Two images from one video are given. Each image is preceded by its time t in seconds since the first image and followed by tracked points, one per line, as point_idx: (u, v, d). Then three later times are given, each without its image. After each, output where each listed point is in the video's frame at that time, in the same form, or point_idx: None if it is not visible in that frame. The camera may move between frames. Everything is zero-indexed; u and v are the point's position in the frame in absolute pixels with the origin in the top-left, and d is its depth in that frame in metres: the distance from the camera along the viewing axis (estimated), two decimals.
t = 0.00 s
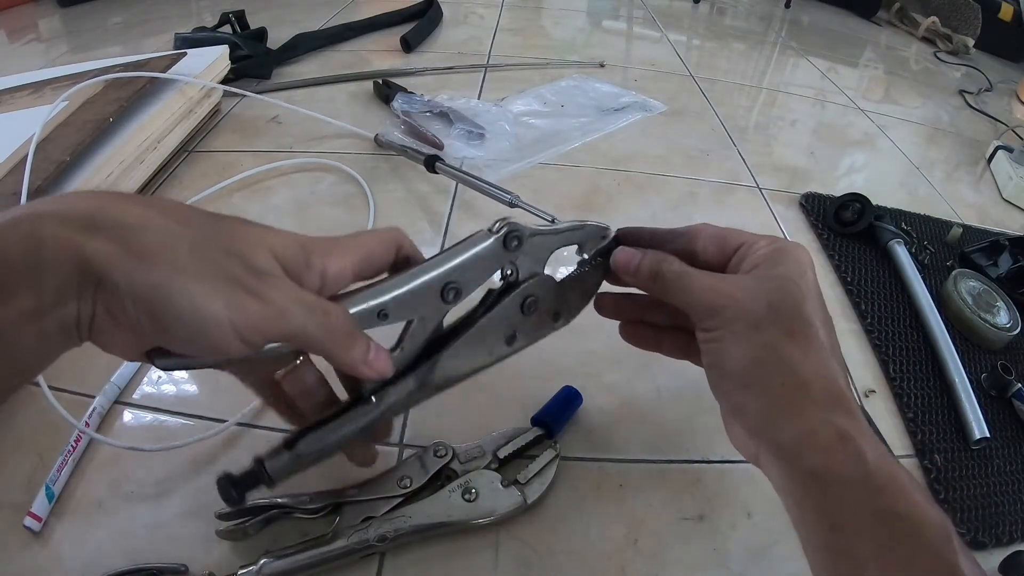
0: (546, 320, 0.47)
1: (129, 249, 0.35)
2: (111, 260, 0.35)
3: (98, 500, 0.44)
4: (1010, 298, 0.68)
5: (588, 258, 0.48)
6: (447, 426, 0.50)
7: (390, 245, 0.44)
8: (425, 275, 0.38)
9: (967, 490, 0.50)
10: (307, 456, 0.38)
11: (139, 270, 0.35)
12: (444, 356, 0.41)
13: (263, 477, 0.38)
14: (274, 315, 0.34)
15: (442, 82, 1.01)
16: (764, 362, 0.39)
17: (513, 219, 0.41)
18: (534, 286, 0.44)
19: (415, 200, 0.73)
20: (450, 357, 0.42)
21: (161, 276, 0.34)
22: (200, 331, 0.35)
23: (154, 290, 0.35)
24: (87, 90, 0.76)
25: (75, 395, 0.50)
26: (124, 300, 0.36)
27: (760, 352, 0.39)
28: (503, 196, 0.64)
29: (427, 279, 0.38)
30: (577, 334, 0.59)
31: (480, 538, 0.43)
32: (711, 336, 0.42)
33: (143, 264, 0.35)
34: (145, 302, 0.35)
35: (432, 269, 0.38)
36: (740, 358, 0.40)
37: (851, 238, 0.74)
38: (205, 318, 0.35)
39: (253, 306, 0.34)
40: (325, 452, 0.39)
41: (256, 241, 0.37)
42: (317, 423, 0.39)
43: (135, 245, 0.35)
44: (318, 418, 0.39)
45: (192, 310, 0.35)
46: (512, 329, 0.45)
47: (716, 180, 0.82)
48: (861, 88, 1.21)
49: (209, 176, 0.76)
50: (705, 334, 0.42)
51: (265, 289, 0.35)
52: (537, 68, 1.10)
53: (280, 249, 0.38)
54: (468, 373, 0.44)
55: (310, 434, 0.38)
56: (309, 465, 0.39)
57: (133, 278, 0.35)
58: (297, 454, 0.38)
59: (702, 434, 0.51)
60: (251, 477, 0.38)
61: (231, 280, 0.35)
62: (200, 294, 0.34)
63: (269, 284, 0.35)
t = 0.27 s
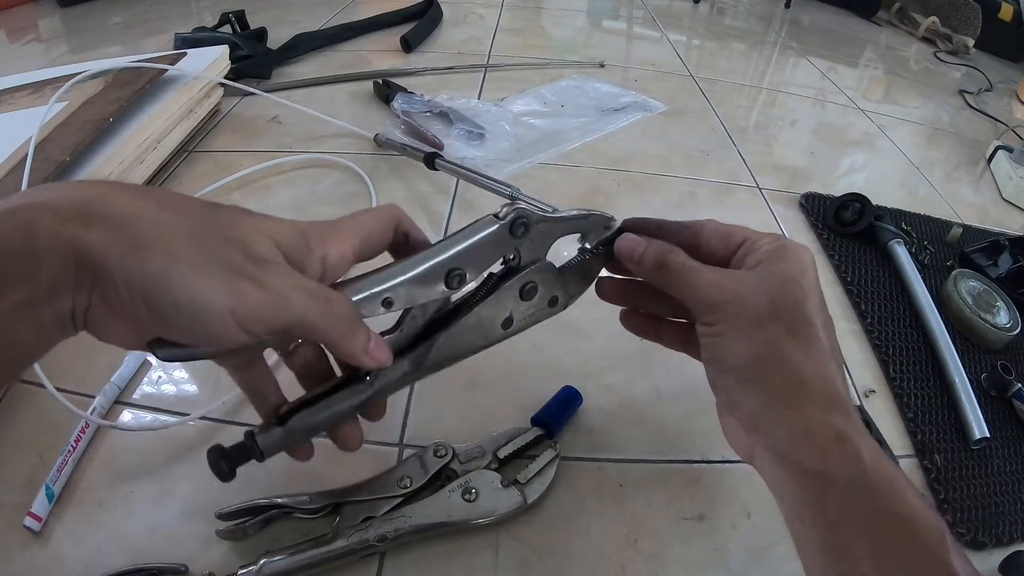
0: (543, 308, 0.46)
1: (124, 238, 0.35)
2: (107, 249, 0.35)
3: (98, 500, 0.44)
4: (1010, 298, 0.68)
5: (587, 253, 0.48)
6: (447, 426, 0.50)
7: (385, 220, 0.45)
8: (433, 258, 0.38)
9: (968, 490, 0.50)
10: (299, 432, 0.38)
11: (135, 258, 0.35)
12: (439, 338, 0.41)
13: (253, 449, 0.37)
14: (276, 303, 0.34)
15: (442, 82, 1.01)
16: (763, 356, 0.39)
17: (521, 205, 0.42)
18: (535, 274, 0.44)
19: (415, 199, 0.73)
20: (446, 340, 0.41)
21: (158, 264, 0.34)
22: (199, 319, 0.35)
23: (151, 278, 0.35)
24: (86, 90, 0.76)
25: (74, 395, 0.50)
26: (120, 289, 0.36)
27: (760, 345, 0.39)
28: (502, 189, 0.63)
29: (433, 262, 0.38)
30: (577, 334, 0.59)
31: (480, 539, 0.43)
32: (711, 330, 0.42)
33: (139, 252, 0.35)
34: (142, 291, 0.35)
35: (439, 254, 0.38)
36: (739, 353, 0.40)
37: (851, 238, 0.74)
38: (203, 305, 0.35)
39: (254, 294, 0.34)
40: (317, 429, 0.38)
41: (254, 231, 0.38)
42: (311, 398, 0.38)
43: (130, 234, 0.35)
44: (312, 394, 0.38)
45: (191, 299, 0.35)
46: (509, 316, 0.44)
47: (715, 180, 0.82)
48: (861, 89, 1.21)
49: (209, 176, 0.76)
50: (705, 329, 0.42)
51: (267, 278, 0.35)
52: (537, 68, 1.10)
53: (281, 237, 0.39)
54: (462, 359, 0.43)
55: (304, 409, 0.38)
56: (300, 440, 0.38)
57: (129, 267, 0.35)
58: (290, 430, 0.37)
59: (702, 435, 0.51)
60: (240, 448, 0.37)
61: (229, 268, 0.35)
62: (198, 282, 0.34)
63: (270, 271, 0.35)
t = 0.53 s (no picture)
0: (539, 306, 0.46)
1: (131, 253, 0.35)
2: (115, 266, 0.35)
3: (98, 500, 0.44)
4: (1010, 298, 0.68)
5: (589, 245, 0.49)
6: (447, 426, 0.49)
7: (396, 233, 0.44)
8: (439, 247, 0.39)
9: (968, 490, 0.50)
10: (285, 406, 0.36)
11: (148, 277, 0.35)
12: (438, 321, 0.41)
13: (235, 417, 0.35)
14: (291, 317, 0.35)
15: (442, 82, 1.01)
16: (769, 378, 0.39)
17: (529, 199, 0.43)
18: (535, 268, 0.45)
19: (415, 199, 0.73)
20: (444, 325, 0.41)
21: (172, 282, 0.35)
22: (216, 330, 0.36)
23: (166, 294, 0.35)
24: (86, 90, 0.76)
25: (74, 395, 0.50)
26: (131, 304, 0.36)
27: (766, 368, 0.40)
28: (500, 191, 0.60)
29: (440, 251, 0.39)
30: (577, 334, 0.59)
31: (480, 539, 0.43)
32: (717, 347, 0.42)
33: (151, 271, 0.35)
34: (156, 306, 0.36)
35: (446, 243, 0.39)
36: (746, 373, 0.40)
37: (851, 238, 0.74)
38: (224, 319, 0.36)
39: (267, 306, 0.36)
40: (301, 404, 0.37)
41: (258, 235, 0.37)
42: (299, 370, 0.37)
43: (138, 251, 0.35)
44: (300, 366, 0.37)
45: (209, 313, 0.36)
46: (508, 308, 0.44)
47: (716, 180, 0.82)
48: (861, 89, 1.21)
49: (209, 176, 0.76)
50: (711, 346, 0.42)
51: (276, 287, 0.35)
52: (537, 68, 1.10)
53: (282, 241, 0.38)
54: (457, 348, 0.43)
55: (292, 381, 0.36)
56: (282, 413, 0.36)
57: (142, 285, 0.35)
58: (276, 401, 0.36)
59: (702, 435, 0.51)
60: (222, 413, 0.35)
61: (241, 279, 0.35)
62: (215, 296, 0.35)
63: (278, 279, 0.35)
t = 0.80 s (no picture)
0: (530, 296, 0.47)
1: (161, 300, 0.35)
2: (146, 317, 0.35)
3: (98, 500, 0.44)
4: (1010, 298, 0.68)
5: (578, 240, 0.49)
6: (446, 426, 0.49)
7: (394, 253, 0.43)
8: (437, 247, 0.39)
9: (968, 490, 0.50)
10: (282, 399, 0.36)
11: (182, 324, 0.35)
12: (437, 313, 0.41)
13: (235, 412, 0.34)
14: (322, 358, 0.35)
15: (442, 82, 1.01)
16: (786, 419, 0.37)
17: (520, 192, 0.43)
18: (527, 260, 0.45)
19: (415, 199, 0.73)
20: (443, 318, 0.42)
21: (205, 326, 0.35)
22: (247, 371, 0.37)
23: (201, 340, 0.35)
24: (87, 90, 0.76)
25: (74, 395, 0.50)
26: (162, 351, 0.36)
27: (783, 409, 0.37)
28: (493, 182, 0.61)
29: (440, 251, 0.39)
30: (577, 335, 0.58)
31: (480, 539, 0.43)
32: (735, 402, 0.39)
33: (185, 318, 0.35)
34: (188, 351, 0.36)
35: (444, 241, 0.39)
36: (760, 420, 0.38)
37: (851, 238, 0.74)
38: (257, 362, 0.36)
39: (289, 343, 0.35)
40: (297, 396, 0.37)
41: (282, 272, 0.37)
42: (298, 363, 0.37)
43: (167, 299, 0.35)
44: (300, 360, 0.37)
45: (237, 351, 0.36)
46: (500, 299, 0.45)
47: (716, 180, 0.82)
48: (861, 89, 1.21)
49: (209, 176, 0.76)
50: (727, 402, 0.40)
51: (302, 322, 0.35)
52: (537, 68, 1.10)
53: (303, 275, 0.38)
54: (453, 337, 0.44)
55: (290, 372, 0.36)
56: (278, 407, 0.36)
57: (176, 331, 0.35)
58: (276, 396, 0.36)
59: (702, 435, 0.51)
60: (222, 409, 0.34)
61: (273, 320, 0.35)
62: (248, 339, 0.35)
63: (302, 317, 0.35)
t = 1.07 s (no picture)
0: (526, 327, 0.47)
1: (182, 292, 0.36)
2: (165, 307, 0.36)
3: (98, 500, 0.44)
4: (1010, 298, 0.68)
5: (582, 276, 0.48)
6: (446, 427, 0.50)
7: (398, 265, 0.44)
8: (437, 277, 0.40)
9: (968, 490, 0.50)
10: (293, 396, 0.35)
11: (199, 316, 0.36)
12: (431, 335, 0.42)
13: (239, 404, 0.33)
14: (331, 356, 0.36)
15: (442, 82, 1.01)
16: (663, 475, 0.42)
17: (530, 228, 0.42)
18: (530, 292, 0.45)
19: (415, 199, 0.73)
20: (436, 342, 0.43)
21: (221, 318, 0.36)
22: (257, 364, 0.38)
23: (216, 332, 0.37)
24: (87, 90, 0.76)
25: (75, 396, 0.50)
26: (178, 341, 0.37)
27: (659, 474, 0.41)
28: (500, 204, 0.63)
29: (440, 282, 0.39)
30: (577, 334, 0.58)
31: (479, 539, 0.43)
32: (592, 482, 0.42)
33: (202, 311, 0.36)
34: (202, 342, 0.37)
35: (446, 274, 0.40)
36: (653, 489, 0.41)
37: (851, 238, 0.74)
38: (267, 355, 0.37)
39: (301, 337, 0.36)
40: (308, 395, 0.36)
41: (296, 272, 0.39)
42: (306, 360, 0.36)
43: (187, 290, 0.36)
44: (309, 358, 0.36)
45: (250, 343, 0.37)
46: (498, 326, 0.46)
47: (716, 180, 0.82)
48: (861, 89, 1.21)
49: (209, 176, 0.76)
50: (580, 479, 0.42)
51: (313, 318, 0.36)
52: (537, 68, 1.10)
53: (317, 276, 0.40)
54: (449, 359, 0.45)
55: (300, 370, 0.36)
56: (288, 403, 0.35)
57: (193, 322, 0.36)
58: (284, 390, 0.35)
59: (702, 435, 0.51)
60: (226, 399, 0.33)
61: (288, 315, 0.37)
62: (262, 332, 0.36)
63: (314, 312, 0.36)
